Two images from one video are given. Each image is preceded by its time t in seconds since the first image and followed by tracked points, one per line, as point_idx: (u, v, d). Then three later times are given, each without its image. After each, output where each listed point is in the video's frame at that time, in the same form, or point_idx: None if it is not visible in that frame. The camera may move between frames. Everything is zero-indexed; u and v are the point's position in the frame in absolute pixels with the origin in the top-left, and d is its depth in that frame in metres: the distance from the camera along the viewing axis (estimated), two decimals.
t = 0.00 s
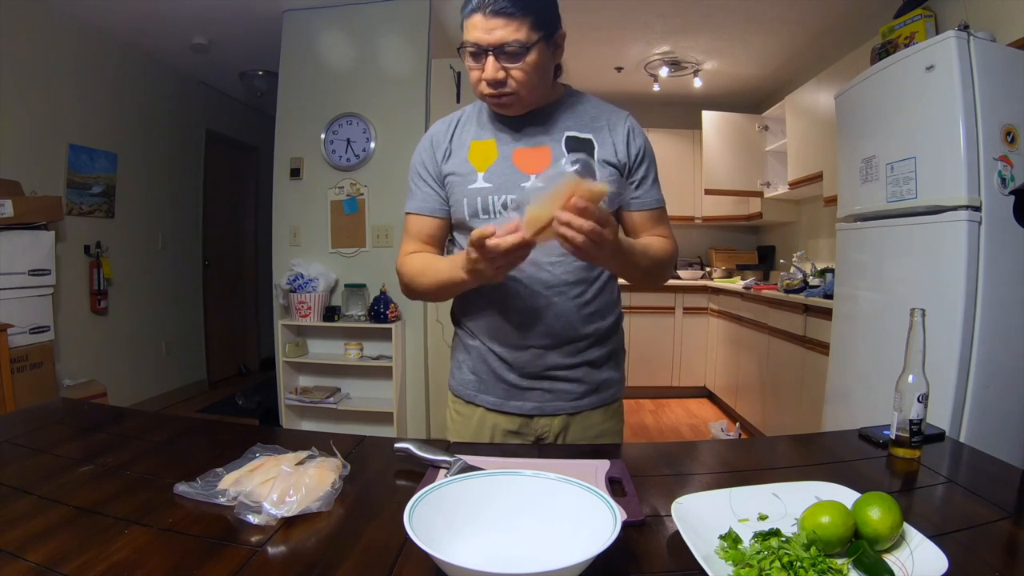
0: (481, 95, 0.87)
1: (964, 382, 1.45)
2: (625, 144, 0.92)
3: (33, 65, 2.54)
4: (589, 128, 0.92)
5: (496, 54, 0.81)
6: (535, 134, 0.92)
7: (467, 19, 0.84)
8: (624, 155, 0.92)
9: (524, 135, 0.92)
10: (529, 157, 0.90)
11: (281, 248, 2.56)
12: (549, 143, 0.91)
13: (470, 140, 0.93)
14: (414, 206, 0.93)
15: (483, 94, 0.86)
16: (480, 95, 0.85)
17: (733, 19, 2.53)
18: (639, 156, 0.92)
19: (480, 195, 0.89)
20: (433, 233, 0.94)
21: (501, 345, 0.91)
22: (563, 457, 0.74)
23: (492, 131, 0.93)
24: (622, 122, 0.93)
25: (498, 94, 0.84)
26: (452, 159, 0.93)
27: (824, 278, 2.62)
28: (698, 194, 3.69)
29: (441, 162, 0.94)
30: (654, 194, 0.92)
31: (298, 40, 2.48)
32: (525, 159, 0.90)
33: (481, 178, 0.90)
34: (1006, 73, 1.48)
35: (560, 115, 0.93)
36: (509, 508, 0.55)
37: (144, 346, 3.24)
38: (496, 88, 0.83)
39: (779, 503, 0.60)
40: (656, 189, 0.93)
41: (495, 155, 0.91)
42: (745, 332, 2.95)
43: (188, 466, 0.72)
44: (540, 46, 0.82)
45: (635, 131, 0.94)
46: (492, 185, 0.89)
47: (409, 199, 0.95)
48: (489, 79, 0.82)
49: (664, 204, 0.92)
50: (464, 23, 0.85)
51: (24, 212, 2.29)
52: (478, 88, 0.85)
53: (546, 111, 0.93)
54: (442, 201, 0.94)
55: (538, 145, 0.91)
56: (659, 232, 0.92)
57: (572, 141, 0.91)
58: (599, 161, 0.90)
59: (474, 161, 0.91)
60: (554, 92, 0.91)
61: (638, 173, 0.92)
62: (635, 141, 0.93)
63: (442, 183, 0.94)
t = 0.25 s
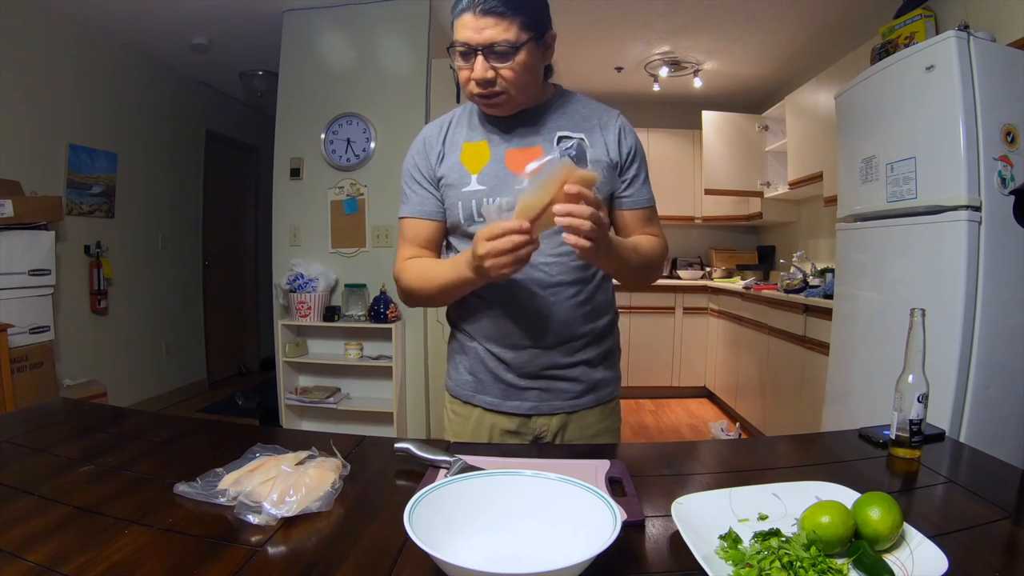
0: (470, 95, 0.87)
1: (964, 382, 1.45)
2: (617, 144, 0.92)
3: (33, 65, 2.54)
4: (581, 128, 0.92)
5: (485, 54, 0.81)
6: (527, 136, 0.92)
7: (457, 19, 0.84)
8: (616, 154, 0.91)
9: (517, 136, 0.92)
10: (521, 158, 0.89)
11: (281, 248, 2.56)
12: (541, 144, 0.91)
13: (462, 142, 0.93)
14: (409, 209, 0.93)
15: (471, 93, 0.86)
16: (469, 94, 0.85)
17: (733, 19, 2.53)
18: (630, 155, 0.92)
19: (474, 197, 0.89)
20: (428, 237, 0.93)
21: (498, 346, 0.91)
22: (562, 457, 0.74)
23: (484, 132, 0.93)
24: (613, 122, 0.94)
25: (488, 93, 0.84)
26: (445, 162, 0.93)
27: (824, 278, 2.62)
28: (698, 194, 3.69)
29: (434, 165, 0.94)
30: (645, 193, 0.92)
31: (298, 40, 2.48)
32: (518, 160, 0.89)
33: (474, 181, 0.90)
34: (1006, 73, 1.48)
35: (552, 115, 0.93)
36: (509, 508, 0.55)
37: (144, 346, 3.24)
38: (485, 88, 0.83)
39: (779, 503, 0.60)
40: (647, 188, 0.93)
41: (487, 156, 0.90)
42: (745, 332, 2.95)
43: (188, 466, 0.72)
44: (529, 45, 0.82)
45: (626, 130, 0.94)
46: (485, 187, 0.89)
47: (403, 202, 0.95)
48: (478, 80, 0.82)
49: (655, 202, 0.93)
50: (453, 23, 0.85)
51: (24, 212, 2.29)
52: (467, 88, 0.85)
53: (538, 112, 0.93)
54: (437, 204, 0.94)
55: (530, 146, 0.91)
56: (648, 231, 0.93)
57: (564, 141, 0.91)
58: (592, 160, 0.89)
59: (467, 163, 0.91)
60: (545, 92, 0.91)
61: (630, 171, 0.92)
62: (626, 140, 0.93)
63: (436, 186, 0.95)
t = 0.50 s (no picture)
0: (466, 96, 0.86)
1: (964, 382, 1.45)
2: (612, 144, 0.92)
3: (33, 65, 2.54)
4: (576, 129, 0.92)
5: (481, 55, 0.81)
6: (522, 137, 0.92)
7: (452, 20, 0.84)
8: (611, 154, 0.92)
9: (512, 137, 0.92)
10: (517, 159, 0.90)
11: (281, 248, 2.56)
12: (536, 145, 0.91)
13: (456, 143, 0.93)
14: (403, 211, 0.93)
15: (468, 95, 0.85)
16: (465, 95, 0.85)
17: (733, 19, 2.53)
18: (625, 154, 0.92)
19: (471, 199, 0.89)
20: (422, 238, 0.93)
21: (497, 346, 0.91)
22: (562, 457, 0.74)
23: (479, 133, 0.93)
24: (608, 121, 0.94)
25: (484, 95, 0.84)
26: (439, 163, 0.93)
27: (824, 278, 2.62)
28: (698, 194, 3.69)
29: (429, 167, 0.94)
30: (640, 192, 0.92)
31: (298, 40, 2.48)
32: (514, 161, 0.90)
33: (470, 183, 0.90)
34: (1006, 73, 1.48)
35: (547, 116, 0.93)
36: (508, 508, 0.55)
37: (144, 346, 3.24)
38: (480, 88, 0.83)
39: (779, 503, 0.60)
40: (642, 186, 0.93)
41: (483, 158, 0.91)
42: (745, 332, 2.95)
43: (188, 466, 0.72)
44: (526, 46, 0.82)
45: (621, 130, 0.94)
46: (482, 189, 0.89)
47: (397, 204, 0.95)
48: (474, 81, 0.82)
49: (649, 201, 0.93)
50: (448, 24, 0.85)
51: (24, 212, 2.29)
52: (463, 89, 0.85)
53: (532, 112, 0.93)
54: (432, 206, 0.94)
55: (526, 147, 0.91)
56: (643, 230, 0.93)
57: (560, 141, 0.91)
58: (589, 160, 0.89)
59: (462, 165, 0.91)
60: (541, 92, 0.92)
61: (625, 171, 0.92)
62: (621, 139, 0.93)
63: (431, 188, 0.94)
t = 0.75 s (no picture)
0: (463, 96, 0.86)
1: (964, 381, 1.45)
2: (608, 144, 0.93)
3: (33, 64, 2.54)
4: (572, 129, 0.92)
5: (478, 54, 0.80)
6: (518, 137, 0.92)
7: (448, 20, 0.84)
8: (606, 154, 0.92)
9: (507, 138, 0.92)
10: (513, 160, 0.90)
11: (281, 248, 2.56)
12: (532, 145, 0.91)
13: (452, 144, 0.93)
14: (398, 213, 0.92)
15: (464, 95, 0.85)
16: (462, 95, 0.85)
17: (733, 20, 2.53)
18: (620, 155, 0.93)
19: (468, 199, 0.89)
20: (418, 240, 0.92)
21: (496, 346, 0.91)
22: (562, 457, 0.74)
23: (475, 134, 0.93)
24: (603, 122, 0.94)
25: (480, 94, 0.84)
26: (435, 164, 0.93)
27: (824, 278, 2.62)
28: (698, 194, 3.69)
29: (425, 167, 0.94)
30: (635, 192, 0.92)
31: (298, 39, 2.48)
32: (510, 161, 0.90)
33: (466, 183, 0.90)
34: (1006, 73, 1.48)
35: (543, 116, 0.93)
36: (508, 508, 0.55)
37: (144, 346, 3.25)
38: (476, 88, 0.83)
39: (779, 503, 0.60)
40: (637, 187, 0.93)
41: (479, 159, 0.91)
42: (745, 332, 2.95)
43: (188, 466, 0.72)
44: (522, 45, 0.82)
45: (616, 131, 0.94)
46: (478, 189, 0.89)
47: (392, 206, 0.94)
48: (470, 81, 0.82)
49: (645, 201, 0.93)
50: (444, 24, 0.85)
51: (24, 212, 2.29)
52: (460, 89, 0.85)
53: (528, 113, 0.93)
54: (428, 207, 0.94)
55: (522, 147, 0.91)
56: (638, 231, 0.91)
57: (556, 142, 0.91)
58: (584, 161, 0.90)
59: (458, 165, 0.91)
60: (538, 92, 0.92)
61: (620, 171, 0.93)
62: (616, 139, 0.94)
63: (427, 189, 0.94)
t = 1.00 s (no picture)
0: (463, 95, 0.86)
1: (964, 381, 1.45)
2: (607, 143, 0.93)
3: (33, 64, 2.54)
4: (571, 128, 0.92)
5: (478, 53, 0.81)
6: (517, 136, 0.92)
7: (448, 18, 0.84)
8: (605, 153, 0.92)
9: (506, 138, 0.92)
10: (512, 160, 0.90)
11: (281, 248, 2.56)
12: (531, 145, 0.91)
13: (451, 144, 0.93)
14: (397, 213, 0.92)
15: (465, 94, 0.85)
16: (462, 94, 0.85)
17: (733, 20, 2.53)
18: (619, 154, 0.93)
19: (466, 199, 0.89)
20: (417, 240, 0.92)
21: (495, 346, 0.91)
22: (562, 457, 0.74)
23: (474, 134, 0.93)
24: (602, 121, 0.94)
25: (480, 93, 0.84)
26: (434, 164, 0.93)
27: (824, 278, 2.62)
28: (698, 194, 3.69)
29: (423, 167, 0.94)
30: (634, 193, 0.92)
31: (298, 39, 2.48)
32: (509, 161, 0.90)
33: (465, 183, 0.90)
34: (1006, 73, 1.48)
35: (542, 115, 0.93)
36: (508, 508, 0.55)
37: (144, 346, 3.24)
38: (476, 86, 0.83)
39: (779, 503, 0.60)
40: (635, 187, 0.93)
41: (477, 158, 0.91)
42: (745, 332, 2.95)
43: (188, 466, 0.72)
44: (522, 42, 0.82)
45: (614, 130, 0.94)
46: (476, 189, 0.89)
47: (392, 206, 0.94)
48: (469, 79, 0.82)
49: (644, 201, 0.93)
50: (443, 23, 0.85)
51: (25, 212, 2.29)
52: (461, 88, 0.85)
53: (527, 113, 0.93)
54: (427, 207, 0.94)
55: (521, 146, 0.91)
56: (637, 232, 0.92)
57: (554, 141, 0.91)
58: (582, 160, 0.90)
59: (456, 165, 0.91)
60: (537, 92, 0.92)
61: (619, 171, 0.93)
62: (615, 139, 0.94)
63: (426, 189, 0.94)
